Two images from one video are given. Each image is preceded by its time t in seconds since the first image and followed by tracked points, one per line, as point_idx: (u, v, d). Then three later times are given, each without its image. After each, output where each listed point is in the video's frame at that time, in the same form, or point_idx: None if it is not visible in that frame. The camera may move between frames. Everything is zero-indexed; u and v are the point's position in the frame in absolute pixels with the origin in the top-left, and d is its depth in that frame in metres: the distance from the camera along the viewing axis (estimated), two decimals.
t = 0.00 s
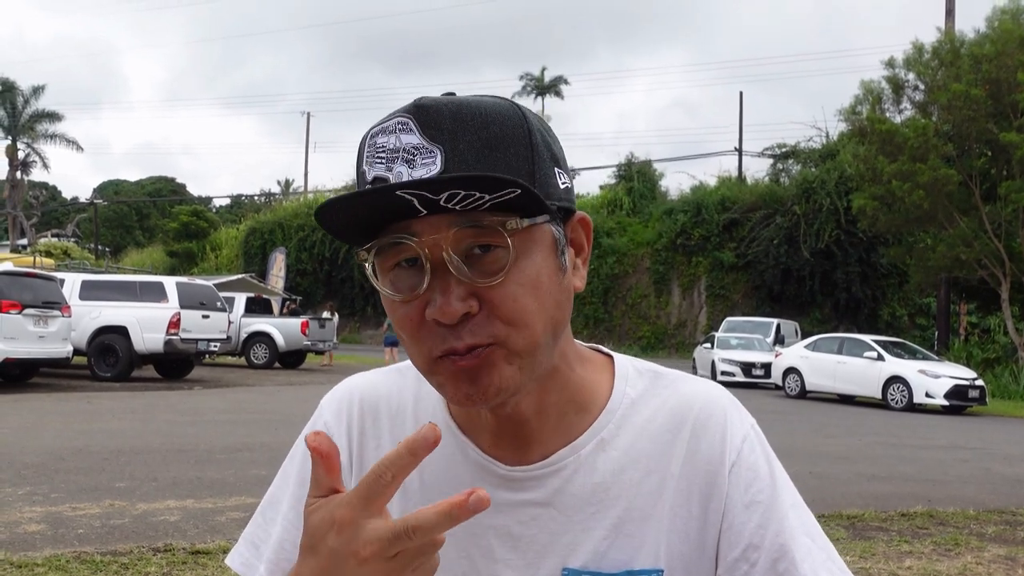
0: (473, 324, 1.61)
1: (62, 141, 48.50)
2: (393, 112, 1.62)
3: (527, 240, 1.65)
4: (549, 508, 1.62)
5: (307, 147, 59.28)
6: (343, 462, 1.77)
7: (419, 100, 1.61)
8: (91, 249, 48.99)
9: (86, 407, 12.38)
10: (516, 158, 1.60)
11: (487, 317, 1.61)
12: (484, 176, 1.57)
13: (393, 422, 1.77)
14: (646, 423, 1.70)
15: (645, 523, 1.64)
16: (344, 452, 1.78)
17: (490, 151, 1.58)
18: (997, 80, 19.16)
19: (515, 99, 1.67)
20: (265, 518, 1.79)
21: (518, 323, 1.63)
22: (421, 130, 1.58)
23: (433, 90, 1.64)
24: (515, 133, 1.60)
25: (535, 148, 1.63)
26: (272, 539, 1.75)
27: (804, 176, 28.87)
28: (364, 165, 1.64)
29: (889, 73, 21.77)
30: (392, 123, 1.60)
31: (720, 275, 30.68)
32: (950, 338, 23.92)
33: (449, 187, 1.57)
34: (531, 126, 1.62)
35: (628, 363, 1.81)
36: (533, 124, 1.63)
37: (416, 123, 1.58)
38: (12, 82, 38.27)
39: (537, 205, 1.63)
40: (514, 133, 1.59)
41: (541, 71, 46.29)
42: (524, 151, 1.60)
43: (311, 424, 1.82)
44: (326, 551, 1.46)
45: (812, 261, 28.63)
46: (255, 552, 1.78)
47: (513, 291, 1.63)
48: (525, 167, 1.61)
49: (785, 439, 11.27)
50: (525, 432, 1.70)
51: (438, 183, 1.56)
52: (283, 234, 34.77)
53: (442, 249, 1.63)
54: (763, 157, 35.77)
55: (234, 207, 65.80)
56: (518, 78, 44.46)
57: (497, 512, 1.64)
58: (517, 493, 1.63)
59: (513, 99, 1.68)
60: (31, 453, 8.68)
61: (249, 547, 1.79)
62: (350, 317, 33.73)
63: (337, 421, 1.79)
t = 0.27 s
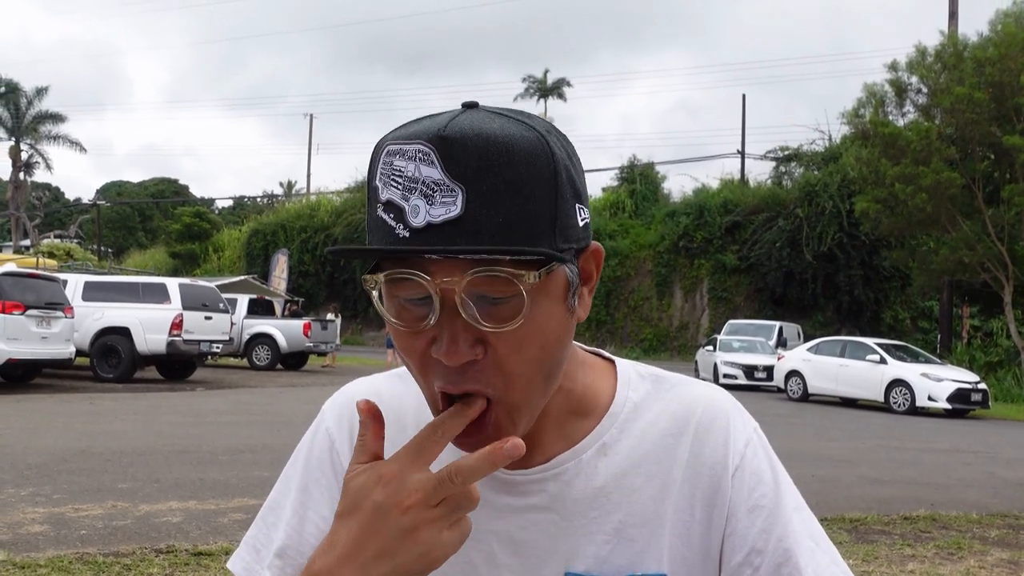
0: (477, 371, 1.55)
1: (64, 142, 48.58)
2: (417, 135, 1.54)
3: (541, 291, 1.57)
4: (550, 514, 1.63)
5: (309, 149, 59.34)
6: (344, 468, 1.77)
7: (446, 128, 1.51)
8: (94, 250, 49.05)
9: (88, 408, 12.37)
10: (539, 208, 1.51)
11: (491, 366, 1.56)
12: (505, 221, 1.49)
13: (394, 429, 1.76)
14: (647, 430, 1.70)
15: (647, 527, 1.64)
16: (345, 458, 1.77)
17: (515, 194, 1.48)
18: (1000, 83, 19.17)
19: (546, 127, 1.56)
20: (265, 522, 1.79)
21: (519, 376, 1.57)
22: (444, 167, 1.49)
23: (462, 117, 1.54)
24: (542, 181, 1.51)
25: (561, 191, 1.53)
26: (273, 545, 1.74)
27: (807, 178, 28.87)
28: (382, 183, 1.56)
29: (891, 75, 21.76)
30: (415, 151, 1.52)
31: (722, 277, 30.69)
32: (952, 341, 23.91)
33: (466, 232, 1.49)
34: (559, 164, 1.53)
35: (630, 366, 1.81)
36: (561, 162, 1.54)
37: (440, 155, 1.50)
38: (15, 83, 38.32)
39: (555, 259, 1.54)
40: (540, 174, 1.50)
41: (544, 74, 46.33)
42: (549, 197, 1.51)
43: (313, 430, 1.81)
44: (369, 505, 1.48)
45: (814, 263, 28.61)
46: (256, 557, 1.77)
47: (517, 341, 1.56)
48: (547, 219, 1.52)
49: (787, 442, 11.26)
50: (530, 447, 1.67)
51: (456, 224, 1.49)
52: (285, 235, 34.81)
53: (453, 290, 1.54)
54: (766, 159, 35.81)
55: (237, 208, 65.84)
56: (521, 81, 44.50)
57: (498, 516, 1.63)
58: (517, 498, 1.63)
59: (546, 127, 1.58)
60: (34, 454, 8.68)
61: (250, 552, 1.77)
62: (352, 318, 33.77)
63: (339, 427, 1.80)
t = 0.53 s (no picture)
0: (484, 398, 1.53)
1: (68, 143, 48.65)
2: (441, 157, 1.48)
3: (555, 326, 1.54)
4: (556, 517, 1.63)
5: (313, 150, 59.40)
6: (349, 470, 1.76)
7: (472, 155, 1.46)
8: (98, 251, 49.13)
9: (92, 409, 12.39)
10: (558, 248, 1.47)
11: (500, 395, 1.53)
12: (523, 259, 1.45)
13: (400, 432, 1.76)
14: (654, 436, 1.69)
15: (655, 531, 1.64)
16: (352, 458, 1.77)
17: (536, 231, 1.45)
18: (1004, 87, 19.14)
19: (573, 157, 1.52)
20: (270, 523, 1.79)
21: (525, 408, 1.56)
22: (465, 198, 1.44)
23: (489, 140, 1.50)
24: (565, 223, 1.47)
25: (583, 230, 1.49)
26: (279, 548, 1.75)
27: (810, 182, 28.86)
28: (402, 199, 1.52)
29: (894, 79, 21.75)
30: (438, 176, 1.47)
31: (725, 280, 30.69)
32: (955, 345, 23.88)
33: (484, 266, 1.45)
34: (584, 200, 1.49)
35: (639, 372, 1.79)
36: (587, 196, 1.50)
37: (464, 184, 1.45)
38: (19, 84, 38.40)
39: (571, 301, 1.50)
40: (563, 211, 1.47)
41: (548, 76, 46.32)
42: (570, 235, 1.47)
43: (320, 430, 1.81)
44: (373, 509, 1.49)
45: (817, 267, 28.60)
46: (261, 559, 1.77)
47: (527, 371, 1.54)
48: (565, 260, 1.48)
49: (790, 445, 11.24)
50: (538, 459, 1.65)
51: (474, 256, 1.45)
52: (288, 237, 34.85)
53: (464, 320, 1.50)
54: (769, 162, 35.81)
55: (240, 210, 65.88)
56: (524, 83, 44.54)
57: (505, 518, 1.64)
58: (523, 502, 1.63)
59: (573, 153, 1.54)
60: (38, 455, 8.69)
61: (256, 552, 1.78)
62: (354, 320, 33.81)
63: (346, 429, 1.79)
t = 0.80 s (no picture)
0: (497, 412, 1.53)
1: (73, 144, 48.74)
2: (470, 177, 1.47)
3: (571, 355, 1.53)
4: (562, 518, 1.62)
5: (317, 152, 59.49)
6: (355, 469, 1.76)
7: (502, 179, 1.44)
8: (101, 252, 49.19)
9: (96, 410, 12.40)
10: (582, 277, 1.47)
11: (516, 412, 1.54)
12: (547, 286, 1.45)
13: (406, 434, 1.75)
14: (661, 441, 1.69)
15: (663, 531, 1.64)
16: (358, 460, 1.77)
17: (561, 259, 1.45)
18: (1009, 90, 19.12)
19: (602, 179, 1.51)
20: (279, 522, 1.79)
21: (538, 423, 1.56)
22: (492, 222, 1.43)
23: (518, 159, 1.48)
24: (593, 252, 1.46)
25: (608, 257, 1.49)
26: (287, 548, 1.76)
27: (814, 185, 28.86)
28: (427, 214, 1.52)
29: (899, 82, 21.75)
30: (466, 198, 1.46)
31: (729, 283, 30.67)
32: (959, 349, 23.85)
33: (509, 291, 1.45)
34: (611, 227, 1.49)
35: (646, 374, 1.78)
36: (614, 222, 1.49)
37: (491, 209, 1.44)
38: (24, 85, 38.49)
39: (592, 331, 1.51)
40: (588, 240, 1.46)
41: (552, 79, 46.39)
42: (595, 263, 1.48)
43: (326, 431, 1.81)
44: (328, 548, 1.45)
45: (821, 270, 28.58)
46: (271, 559, 1.78)
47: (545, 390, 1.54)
48: (588, 288, 1.48)
49: (792, 449, 11.23)
50: (549, 465, 1.64)
51: (499, 282, 1.45)
52: (291, 238, 34.87)
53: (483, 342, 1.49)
54: (773, 165, 35.82)
55: (243, 211, 65.98)
56: (528, 85, 44.59)
57: (511, 520, 1.63)
58: (529, 504, 1.63)
59: (600, 175, 1.52)
60: (42, 455, 8.71)
61: (263, 554, 1.79)
62: (358, 322, 33.85)
63: (352, 430, 1.78)
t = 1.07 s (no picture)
0: (489, 417, 1.54)
1: (77, 146, 48.83)
2: (478, 184, 1.47)
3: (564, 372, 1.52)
4: (564, 516, 1.62)
5: (320, 154, 59.57)
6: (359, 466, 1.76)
7: (508, 189, 1.45)
8: (105, 253, 49.24)
9: (99, 411, 12.42)
10: (579, 294, 1.47)
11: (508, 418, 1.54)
12: (543, 300, 1.46)
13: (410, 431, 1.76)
14: (664, 441, 1.69)
15: (666, 531, 1.64)
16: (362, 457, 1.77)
17: (561, 273, 1.45)
18: (1012, 92, 19.12)
19: (610, 196, 1.50)
20: (283, 518, 1.80)
21: (525, 431, 1.55)
22: (494, 231, 1.44)
23: (527, 169, 1.48)
24: (593, 269, 1.46)
25: (610, 274, 1.49)
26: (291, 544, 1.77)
27: (818, 187, 28.87)
28: (434, 216, 1.53)
29: (902, 85, 21.74)
30: (471, 205, 1.47)
31: (732, 285, 30.66)
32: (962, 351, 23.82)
33: (506, 300, 1.47)
34: (615, 246, 1.48)
35: (650, 373, 1.78)
36: (618, 241, 1.49)
37: (495, 218, 1.45)
38: (29, 87, 38.57)
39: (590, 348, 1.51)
40: (590, 257, 1.46)
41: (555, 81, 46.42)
42: (596, 281, 1.47)
43: (331, 428, 1.81)
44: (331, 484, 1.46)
45: (824, 272, 28.58)
46: (273, 554, 1.79)
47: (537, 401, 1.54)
48: (586, 302, 1.48)
49: (796, 451, 11.22)
50: (551, 466, 1.64)
51: (497, 291, 1.46)
52: (295, 240, 34.89)
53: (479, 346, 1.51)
54: (776, 168, 35.84)
55: (247, 213, 66.07)
56: (532, 87, 44.64)
57: (515, 519, 1.64)
58: (531, 502, 1.63)
59: (610, 191, 1.51)
60: (44, 455, 8.72)
61: (266, 549, 1.80)
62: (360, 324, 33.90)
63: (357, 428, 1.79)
